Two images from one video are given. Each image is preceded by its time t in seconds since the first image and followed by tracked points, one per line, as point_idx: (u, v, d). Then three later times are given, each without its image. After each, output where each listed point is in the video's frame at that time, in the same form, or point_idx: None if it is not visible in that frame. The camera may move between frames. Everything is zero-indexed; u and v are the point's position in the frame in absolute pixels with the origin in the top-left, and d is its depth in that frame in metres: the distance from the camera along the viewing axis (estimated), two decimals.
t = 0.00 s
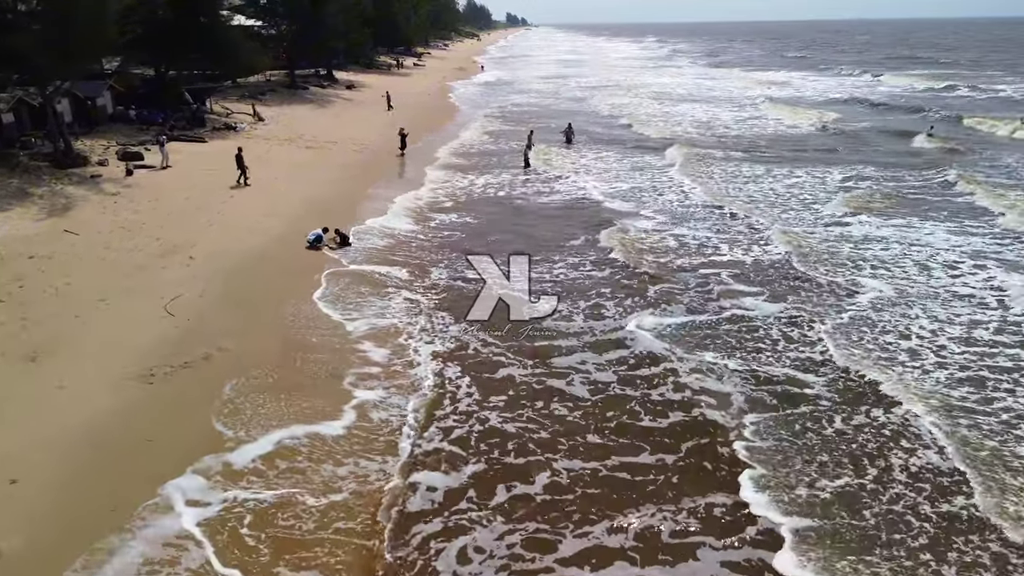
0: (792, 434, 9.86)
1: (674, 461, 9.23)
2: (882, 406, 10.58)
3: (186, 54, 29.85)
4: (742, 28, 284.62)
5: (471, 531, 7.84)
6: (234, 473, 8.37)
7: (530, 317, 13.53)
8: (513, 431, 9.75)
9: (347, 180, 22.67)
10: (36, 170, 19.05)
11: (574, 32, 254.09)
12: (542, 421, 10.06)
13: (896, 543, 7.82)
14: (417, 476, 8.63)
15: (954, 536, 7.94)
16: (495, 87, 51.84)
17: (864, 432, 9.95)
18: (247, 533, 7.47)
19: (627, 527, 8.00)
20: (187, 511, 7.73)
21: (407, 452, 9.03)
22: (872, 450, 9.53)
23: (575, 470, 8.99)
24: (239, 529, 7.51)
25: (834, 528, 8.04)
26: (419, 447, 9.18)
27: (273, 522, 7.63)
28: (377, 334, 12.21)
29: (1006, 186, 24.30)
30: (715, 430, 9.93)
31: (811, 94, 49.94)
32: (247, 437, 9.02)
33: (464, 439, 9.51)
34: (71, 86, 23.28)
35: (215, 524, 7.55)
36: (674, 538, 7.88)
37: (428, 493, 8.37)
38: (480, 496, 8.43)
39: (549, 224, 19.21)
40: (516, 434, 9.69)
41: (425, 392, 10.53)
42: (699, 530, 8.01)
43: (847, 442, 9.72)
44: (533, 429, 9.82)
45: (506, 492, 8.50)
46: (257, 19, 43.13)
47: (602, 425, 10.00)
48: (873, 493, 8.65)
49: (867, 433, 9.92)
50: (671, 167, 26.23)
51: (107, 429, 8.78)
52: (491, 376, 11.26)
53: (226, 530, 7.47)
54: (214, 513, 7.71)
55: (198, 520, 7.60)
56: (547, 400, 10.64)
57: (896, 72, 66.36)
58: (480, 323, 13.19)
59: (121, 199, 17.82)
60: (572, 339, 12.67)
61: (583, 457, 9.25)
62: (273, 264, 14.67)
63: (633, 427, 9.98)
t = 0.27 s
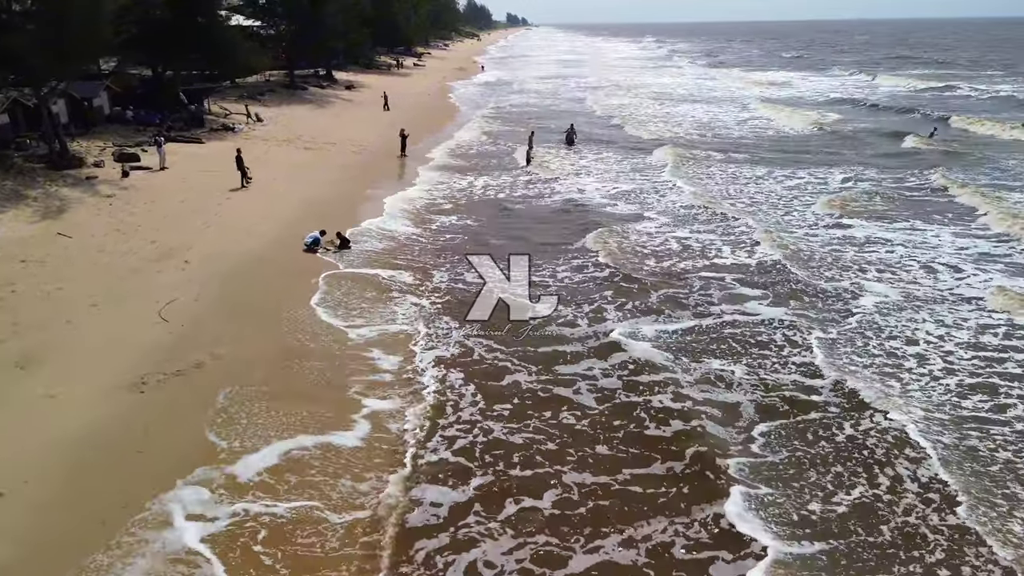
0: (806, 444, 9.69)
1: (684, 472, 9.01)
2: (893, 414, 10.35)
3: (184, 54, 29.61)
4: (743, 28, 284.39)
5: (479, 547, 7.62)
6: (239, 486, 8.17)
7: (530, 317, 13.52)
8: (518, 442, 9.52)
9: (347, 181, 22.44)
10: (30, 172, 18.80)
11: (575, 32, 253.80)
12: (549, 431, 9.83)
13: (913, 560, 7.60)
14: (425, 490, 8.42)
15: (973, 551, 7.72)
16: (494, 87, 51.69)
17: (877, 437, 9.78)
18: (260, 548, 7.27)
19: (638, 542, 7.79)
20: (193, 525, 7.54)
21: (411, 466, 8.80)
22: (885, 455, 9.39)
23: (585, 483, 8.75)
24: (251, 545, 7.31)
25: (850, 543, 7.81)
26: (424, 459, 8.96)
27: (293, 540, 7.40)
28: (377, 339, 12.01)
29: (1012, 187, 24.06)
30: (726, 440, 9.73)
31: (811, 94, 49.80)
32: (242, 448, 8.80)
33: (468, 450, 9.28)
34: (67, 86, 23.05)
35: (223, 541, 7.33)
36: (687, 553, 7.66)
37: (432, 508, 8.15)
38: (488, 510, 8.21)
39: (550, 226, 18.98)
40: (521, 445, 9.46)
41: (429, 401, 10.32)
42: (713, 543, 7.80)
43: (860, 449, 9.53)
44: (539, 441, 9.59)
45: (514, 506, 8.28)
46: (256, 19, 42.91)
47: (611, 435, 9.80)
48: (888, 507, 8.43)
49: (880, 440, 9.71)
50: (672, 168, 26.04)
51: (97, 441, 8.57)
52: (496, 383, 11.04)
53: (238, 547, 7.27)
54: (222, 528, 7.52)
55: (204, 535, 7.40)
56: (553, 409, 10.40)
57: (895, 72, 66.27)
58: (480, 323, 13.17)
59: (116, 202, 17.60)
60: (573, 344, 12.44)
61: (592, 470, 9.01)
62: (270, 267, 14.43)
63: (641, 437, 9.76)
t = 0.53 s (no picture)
0: (808, 455, 9.42)
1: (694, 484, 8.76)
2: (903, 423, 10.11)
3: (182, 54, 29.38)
4: (744, 28, 284.36)
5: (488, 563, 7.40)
6: (245, 499, 7.96)
7: (531, 317, 13.48)
8: (523, 454, 9.28)
9: (345, 183, 22.20)
10: (24, 173, 18.57)
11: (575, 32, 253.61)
12: (555, 442, 9.59)
13: None
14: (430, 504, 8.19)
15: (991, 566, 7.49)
16: (494, 87, 51.47)
17: (877, 448, 9.49)
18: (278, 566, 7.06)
19: (650, 557, 7.56)
20: (204, 539, 7.35)
21: (415, 479, 8.57)
22: (885, 467, 9.10)
23: (595, 496, 8.51)
24: (269, 562, 7.11)
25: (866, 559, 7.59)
26: (427, 471, 8.73)
27: (316, 559, 7.20)
28: (375, 345, 11.77)
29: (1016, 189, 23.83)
30: (734, 450, 9.50)
31: (813, 95, 49.56)
32: (235, 459, 8.58)
33: (471, 462, 9.04)
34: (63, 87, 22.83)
35: (236, 557, 7.13)
36: (701, 568, 7.43)
37: (435, 523, 7.92)
38: (497, 524, 7.99)
39: (550, 229, 18.75)
40: (526, 456, 9.22)
41: (428, 410, 10.08)
42: (728, 557, 7.58)
43: (864, 460, 9.26)
44: (545, 452, 9.35)
45: (523, 521, 8.05)
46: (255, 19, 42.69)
47: (617, 444, 9.58)
48: (896, 519, 8.19)
49: (885, 449, 9.45)
50: (674, 169, 25.83)
51: (86, 453, 8.35)
52: (499, 391, 10.81)
53: (253, 564, 7.07)
54: (235, 543, 7.31)
55: (214, 550, 7.21)
56: (561, 417, 10.19)
57: (897, 73, 66.07)
58: (481, 323, 13.14)
59: (111, 203, 17.36)
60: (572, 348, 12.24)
61: (603, 483, 8.76)
62: (266, 271, 14.20)
63: (646, 446, 9.54)
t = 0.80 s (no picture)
0: (811, 463, 9.17)
1: (702, 495, 8.54)
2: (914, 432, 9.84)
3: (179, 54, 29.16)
4: (745, 29, 284.23)
5: None
6: (252, 513, 7.76)
7: (530, 317, 13.39)
8: (528, 466, 9.02)
9: (343, 184, 21.96)
10: (18, 175, 18.36)
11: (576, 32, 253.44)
12: (562, 452, 9.36)
13: None
14: (434, 520, 7.96)
15: None
16: (494, 87, 51.23)
17: (880, 458, 9.24)
18: None
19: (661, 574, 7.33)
20: (216, 555, 7.16)
21: (420, 494, 8.34)
22: (888, 477, 8.85)
23: (605, 509, 8.27)
24: None
25: None
26: (431, 485, 8.51)
27: None
28: (372, 352, 11.51)
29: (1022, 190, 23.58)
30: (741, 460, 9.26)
31: (813, 95, 49.34)
32: (227, 472, 8.37)
33: (474, 475, 8.80)
34: (58, 87, 22.62)
35: None
36: None
37: (439, 539, 7.69)
38: (503, 539, 7.75)
39: (550, 230, 18.52)
40: (531, 468, 8.98)
41: (427, 421, 9.83)
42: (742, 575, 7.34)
43: (867, 469, 9.02)
44: (550, 463, 9.10)
45: (530, 536, 7.81)
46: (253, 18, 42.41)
47: (620, 453, 9.35)
48: (902, 531, 7.96)
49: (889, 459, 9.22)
50: (674, 169, 25.60)
51: (73, 468, 8.12)
52: (498, 399, 10.57)
53: None
54: (251, 561, 7.11)
55: (227, 568, 7.01)
56: (567, 425, 9.97)
57: (897, 73, 65.87)
58: (480, 323, 13.08)
59: (104, 205, 17.12)
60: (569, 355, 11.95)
61: (612, 495, 8.52)
62: (262, 274, 13.98)
63: (647, 455, 9.31)
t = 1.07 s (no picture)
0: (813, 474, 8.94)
1: (712, 509, 8.32)
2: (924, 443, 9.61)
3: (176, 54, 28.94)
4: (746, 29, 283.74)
5: None
6: (263, 528, 7.57)
7: (531, 317, 13.33)
8: (533, 478, 8.79)
9: (342, 185, 21.73)
10: (11, 177, 18.16)
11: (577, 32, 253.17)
12: (570, 462, 9.12)
13: None
14: (439, 536, 7.76)
15: None
16: (493, 87, 51.03)
17: (881, 469, 9.01)
18: None
19: None
20: (230, 573, 6.97)
21: (424, 511, 8.12)
22: (892, 490, 8.61)
23: (616, 523, 8.04)
24: None
25: None
26: (436, 500, 8.29)
27: None
28: (367, 362, 11.20)
29: None
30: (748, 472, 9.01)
31: (814, 95, 49.14)
32: (218, 485, 8.15)
33: (477, 488, 8.58)
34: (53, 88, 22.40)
35: None
36: None
37: (442, 556, 7.47)
38: (510, 556, 7.54)
39: (550, 233, 18.28)
40: (536, 480, 8.75)
41: (423, 435, 9.54)
42: None
43: (869, 479, 8.81)
44: (554, 475, 8.87)
45: (538, 552, 7.59)
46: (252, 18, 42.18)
47: (618, 466, 9.06)
48: (907, 547, 7.74)
49: (893, 470, 8.99)
50: (674, 171, 25.39)
51: (59, 482, 7.90)
52: (499, 407, 10.33)
53: None
54: None
55: None
56: (570, 434, 9.74)
57: (898, 73, 65.67)
58: (480, 323, 13.05)
59: (97, 208, 16.88)
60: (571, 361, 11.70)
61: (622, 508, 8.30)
62: (256, 278, 13.76)
63: (648, 468, 9.04)
